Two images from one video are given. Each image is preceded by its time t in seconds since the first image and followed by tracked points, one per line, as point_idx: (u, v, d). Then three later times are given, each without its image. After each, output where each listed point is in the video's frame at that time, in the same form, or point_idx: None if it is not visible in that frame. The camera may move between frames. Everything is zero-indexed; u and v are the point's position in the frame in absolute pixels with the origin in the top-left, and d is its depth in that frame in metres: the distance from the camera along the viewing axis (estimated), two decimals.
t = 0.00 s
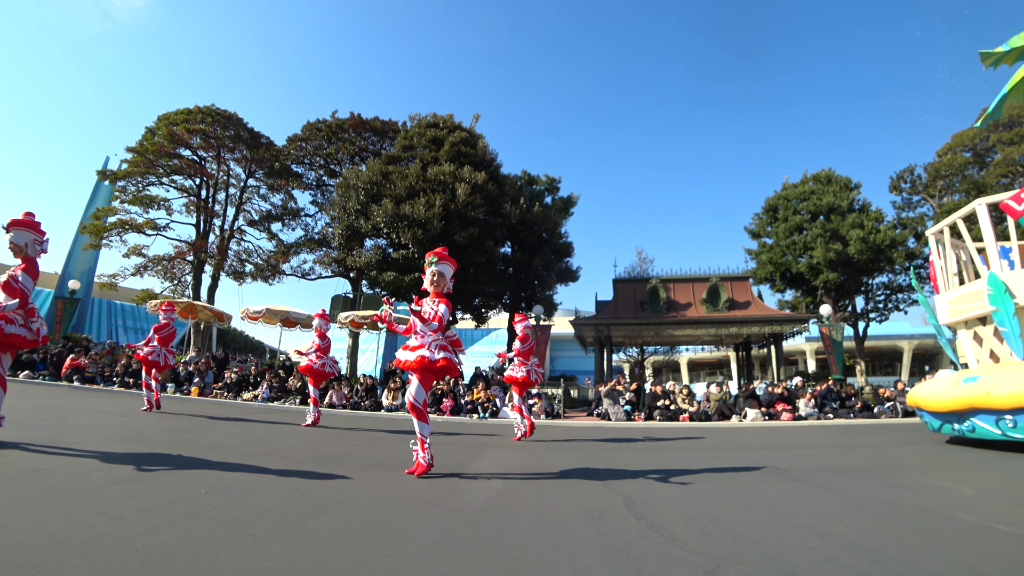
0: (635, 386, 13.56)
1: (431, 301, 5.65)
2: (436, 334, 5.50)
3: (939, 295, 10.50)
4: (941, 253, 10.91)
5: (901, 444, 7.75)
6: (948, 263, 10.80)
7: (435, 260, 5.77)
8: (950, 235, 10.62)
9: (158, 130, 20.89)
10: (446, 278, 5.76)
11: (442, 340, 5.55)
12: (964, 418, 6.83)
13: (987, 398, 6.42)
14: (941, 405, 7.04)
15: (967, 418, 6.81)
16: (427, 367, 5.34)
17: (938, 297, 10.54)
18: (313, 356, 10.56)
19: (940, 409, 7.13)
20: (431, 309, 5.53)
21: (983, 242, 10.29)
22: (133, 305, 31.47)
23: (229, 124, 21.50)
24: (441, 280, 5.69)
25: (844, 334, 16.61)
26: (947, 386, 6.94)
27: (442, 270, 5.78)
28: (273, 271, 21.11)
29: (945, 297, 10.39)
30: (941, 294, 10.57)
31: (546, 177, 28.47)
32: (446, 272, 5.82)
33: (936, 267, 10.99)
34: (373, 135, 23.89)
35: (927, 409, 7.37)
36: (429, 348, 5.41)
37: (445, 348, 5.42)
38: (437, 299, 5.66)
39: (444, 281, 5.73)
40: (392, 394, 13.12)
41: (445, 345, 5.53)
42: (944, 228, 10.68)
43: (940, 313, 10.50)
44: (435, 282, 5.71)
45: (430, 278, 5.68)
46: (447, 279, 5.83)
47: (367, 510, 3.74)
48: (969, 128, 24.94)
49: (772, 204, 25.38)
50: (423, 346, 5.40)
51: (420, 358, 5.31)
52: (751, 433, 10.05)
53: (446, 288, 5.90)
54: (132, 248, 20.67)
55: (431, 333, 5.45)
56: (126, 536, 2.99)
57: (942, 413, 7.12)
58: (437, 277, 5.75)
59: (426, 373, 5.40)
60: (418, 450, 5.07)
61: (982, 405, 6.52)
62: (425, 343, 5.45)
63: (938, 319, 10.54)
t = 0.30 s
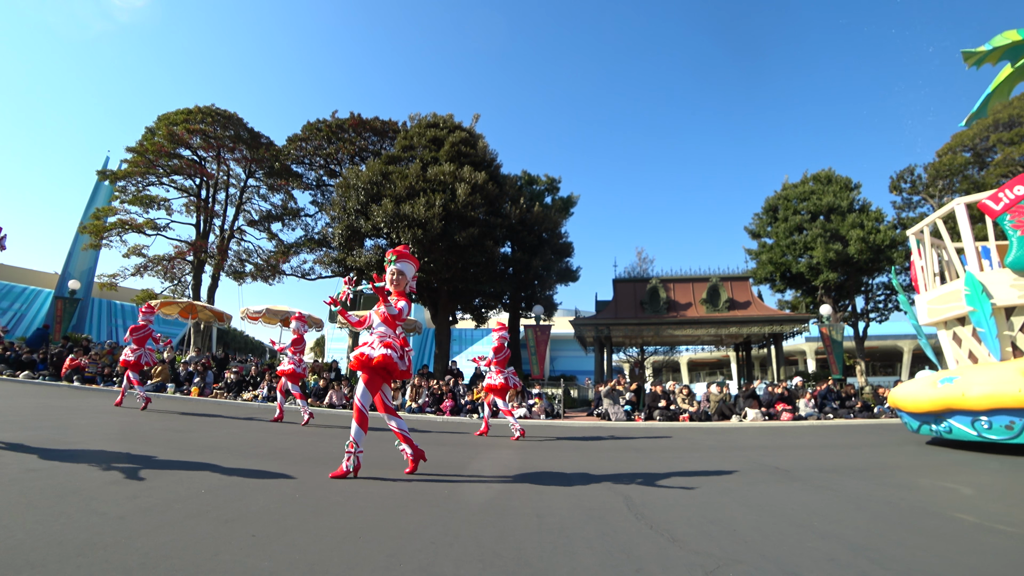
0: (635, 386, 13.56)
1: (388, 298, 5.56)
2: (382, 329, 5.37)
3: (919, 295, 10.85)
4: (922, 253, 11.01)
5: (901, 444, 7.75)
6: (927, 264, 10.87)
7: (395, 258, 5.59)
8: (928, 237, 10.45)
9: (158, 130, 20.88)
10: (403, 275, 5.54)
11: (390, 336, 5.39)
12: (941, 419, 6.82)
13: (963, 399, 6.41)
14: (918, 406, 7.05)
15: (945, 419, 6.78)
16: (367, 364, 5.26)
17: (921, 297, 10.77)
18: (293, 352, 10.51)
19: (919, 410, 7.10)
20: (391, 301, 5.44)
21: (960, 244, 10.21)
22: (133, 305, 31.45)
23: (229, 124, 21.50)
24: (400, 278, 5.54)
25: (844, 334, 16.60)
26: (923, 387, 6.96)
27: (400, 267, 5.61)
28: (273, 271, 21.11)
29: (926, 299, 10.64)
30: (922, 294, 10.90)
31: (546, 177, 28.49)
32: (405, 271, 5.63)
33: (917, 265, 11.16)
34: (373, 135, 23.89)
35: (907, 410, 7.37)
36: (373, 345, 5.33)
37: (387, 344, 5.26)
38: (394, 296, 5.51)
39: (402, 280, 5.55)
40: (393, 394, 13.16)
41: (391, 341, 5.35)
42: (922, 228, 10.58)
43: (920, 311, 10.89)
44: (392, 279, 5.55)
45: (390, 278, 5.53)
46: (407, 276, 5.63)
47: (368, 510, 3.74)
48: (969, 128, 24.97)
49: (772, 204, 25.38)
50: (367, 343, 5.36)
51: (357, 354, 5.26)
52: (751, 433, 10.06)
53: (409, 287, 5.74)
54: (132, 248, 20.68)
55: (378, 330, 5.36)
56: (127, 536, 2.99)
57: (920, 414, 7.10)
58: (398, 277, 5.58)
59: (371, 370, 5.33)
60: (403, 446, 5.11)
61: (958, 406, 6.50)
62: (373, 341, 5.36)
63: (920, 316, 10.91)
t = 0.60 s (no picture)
0: (635, 386, 13.56)
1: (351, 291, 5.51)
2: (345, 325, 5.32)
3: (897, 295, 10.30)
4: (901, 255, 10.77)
5: (901, 444, 7.75)
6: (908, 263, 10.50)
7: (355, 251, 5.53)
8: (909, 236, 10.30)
9: (158, 130, 20.87)
10: (362, 265, 5.40)
11: (353, 330, 5.33)
12: (917, 419, 6.78)
13: (936, 400, 6.42)
14: (894, 407, 7.01)
15: (918, 420, 6.77)
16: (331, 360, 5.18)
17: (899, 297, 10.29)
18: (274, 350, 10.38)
19: (894, 411, 7.07)
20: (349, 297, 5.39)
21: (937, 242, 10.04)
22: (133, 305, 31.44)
23: (229, 124, 21.50)
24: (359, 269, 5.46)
25: (844, 334, 16.60)
26: (899, 387, 6.92)
27: (365, 257, 5.48)
28: (273, 271, 21.11)
29: (905, 297, 10.16)
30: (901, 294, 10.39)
31: (546, 177, 28.47)
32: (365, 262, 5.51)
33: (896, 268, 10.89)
34: (373, 135, 23.91)
35: (883, 411, 7.34)
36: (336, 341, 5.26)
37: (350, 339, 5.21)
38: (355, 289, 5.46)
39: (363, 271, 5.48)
40: (392, 394, 13.16)
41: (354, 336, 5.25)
42: (902, 228, 10.47)
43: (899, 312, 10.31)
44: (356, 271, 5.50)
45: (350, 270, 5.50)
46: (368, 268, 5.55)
47: (368, 510, 3.74)
48: (969, 128, 24.98)
49: (772, 204, 25.37)
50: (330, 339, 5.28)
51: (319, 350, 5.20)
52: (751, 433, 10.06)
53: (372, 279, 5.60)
54: (132, 248, 20.69)
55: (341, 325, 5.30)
56: (127, 536, 2.98)
57: (896, 415, 7.05)
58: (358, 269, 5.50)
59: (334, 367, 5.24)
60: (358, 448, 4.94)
61: (931, 407, 6.50)
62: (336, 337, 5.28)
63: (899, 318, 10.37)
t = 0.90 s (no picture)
0: (636, 386, 13.57)
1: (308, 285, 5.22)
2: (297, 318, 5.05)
3: (877, 296, 10.20)
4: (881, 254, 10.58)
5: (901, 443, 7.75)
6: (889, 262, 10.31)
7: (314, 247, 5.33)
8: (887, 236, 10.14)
9: (158, 130, 20.87)
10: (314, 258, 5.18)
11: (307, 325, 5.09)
12: (893, 420, 6.74)
13: (910, 400, 6.41)
14: (871, 407, 6.96)
15: (894, 420, 6.75)
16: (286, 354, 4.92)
17: (879, 297, 10.18)
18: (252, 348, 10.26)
19: (870, 412, 7.02)
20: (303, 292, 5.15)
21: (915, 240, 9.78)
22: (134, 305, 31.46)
23: (229, 124, 21.50)
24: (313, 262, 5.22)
25: (844, 334, 16.61)
26: (876, 387, 6.87)
27: (320, 250, 5.23)
28: (273, 271, 21.11)
29: (883, 298, 10.08)
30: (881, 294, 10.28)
31: (546, 177, 28.47)
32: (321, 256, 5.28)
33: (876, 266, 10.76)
34: (373, 135, 23.91)
35: (859, 412, 7.29)
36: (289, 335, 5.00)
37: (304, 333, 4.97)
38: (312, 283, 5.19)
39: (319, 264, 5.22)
40: (392, 394, 13.18)
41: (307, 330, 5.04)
42: (882, 228, 10.32)
43: (880, 313, 10.23)
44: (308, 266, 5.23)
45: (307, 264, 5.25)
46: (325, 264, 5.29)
47: (368, 510, 3.74)
48: (969, 128, 24.98)
49: (773, 204, 25.37)
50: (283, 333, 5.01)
51: (271, 346, 4.93)
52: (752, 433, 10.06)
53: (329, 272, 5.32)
54: (132, 248, 20.70)
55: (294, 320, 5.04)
56: (127, 536, 2.98)
57: (872, 416, 7.02)
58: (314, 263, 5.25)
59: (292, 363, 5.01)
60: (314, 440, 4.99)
61: (905, 408, 6.49)
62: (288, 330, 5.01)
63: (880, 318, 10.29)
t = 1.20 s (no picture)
0: (635, 386, 13.58)
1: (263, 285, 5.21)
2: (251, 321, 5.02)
3: (856, 296, 9.94)
4: (862, 254, 10.39)
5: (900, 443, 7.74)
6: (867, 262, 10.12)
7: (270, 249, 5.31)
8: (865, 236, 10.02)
9: (158, 130, 20.88)
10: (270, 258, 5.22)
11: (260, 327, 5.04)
12: (869, 421, 6.72)
13: (883, 401, 6.37)
14: (846, 409, 6.93)
15: (870, 421, 6.72)
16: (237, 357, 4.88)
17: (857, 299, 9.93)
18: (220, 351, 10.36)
19: (847, 413, 7.00)
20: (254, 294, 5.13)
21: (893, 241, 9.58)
22: (134, 305, 31.47)
23: (229, 124, 21.50)
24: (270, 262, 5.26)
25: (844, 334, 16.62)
26: (850, 389, 6.84)
27: (274, 251, 5.24)
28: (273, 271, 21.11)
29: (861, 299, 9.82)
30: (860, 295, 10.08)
31: (546, 177, 28.44)
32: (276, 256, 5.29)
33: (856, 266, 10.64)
34: (373, 135, 23.91)
35: (837, 412, 7.27)
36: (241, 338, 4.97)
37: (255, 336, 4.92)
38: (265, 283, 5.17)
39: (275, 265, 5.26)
40: (392, 394, 13.18)
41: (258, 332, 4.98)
42: (860, 228, 10.18)
43: (857, 313, 9.84)
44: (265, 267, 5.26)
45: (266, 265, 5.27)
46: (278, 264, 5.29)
47: (367, 510, 3.73)
48: (969, 128, 24.97)
49: (772, 204, 25.39)
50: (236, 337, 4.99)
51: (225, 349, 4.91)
52: (752, 433, 10.06)
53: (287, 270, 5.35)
54: (132, 248, 20.69)
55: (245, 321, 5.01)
56: (126, 536, 2.98)
57: (849, 417, 6.99)
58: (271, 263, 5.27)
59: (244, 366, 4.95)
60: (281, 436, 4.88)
61: (880, 409, 6.46)
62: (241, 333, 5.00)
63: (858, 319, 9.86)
